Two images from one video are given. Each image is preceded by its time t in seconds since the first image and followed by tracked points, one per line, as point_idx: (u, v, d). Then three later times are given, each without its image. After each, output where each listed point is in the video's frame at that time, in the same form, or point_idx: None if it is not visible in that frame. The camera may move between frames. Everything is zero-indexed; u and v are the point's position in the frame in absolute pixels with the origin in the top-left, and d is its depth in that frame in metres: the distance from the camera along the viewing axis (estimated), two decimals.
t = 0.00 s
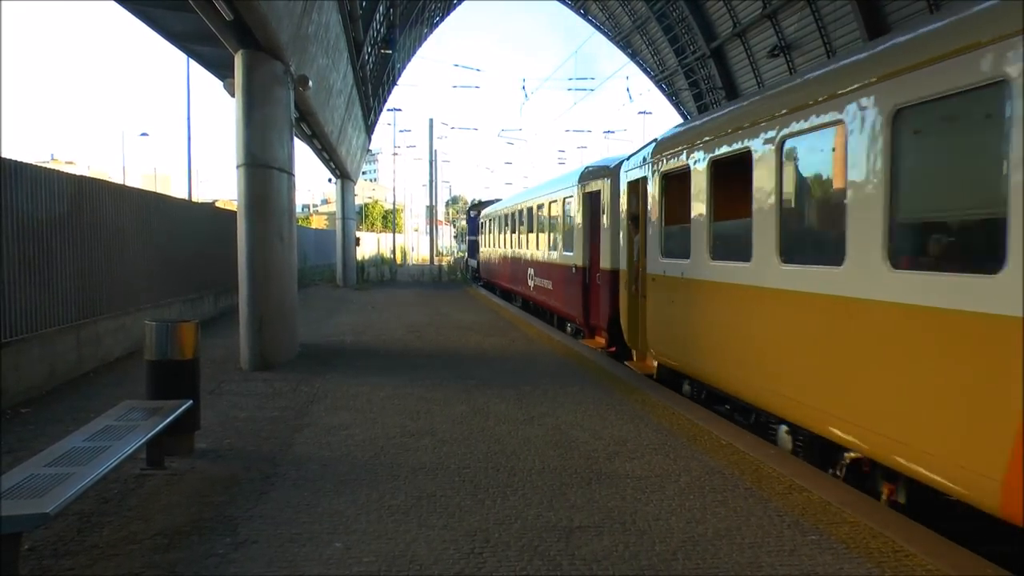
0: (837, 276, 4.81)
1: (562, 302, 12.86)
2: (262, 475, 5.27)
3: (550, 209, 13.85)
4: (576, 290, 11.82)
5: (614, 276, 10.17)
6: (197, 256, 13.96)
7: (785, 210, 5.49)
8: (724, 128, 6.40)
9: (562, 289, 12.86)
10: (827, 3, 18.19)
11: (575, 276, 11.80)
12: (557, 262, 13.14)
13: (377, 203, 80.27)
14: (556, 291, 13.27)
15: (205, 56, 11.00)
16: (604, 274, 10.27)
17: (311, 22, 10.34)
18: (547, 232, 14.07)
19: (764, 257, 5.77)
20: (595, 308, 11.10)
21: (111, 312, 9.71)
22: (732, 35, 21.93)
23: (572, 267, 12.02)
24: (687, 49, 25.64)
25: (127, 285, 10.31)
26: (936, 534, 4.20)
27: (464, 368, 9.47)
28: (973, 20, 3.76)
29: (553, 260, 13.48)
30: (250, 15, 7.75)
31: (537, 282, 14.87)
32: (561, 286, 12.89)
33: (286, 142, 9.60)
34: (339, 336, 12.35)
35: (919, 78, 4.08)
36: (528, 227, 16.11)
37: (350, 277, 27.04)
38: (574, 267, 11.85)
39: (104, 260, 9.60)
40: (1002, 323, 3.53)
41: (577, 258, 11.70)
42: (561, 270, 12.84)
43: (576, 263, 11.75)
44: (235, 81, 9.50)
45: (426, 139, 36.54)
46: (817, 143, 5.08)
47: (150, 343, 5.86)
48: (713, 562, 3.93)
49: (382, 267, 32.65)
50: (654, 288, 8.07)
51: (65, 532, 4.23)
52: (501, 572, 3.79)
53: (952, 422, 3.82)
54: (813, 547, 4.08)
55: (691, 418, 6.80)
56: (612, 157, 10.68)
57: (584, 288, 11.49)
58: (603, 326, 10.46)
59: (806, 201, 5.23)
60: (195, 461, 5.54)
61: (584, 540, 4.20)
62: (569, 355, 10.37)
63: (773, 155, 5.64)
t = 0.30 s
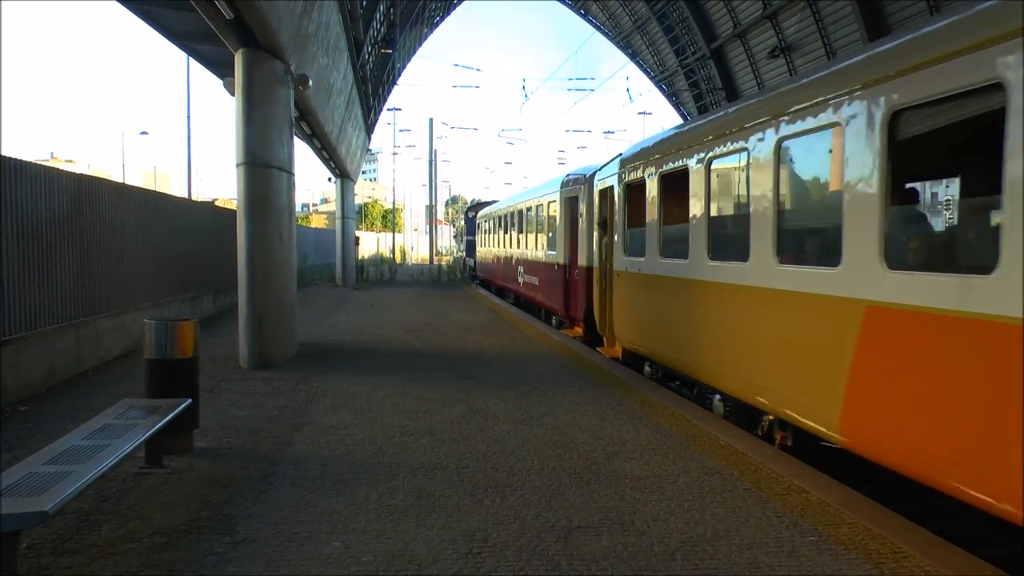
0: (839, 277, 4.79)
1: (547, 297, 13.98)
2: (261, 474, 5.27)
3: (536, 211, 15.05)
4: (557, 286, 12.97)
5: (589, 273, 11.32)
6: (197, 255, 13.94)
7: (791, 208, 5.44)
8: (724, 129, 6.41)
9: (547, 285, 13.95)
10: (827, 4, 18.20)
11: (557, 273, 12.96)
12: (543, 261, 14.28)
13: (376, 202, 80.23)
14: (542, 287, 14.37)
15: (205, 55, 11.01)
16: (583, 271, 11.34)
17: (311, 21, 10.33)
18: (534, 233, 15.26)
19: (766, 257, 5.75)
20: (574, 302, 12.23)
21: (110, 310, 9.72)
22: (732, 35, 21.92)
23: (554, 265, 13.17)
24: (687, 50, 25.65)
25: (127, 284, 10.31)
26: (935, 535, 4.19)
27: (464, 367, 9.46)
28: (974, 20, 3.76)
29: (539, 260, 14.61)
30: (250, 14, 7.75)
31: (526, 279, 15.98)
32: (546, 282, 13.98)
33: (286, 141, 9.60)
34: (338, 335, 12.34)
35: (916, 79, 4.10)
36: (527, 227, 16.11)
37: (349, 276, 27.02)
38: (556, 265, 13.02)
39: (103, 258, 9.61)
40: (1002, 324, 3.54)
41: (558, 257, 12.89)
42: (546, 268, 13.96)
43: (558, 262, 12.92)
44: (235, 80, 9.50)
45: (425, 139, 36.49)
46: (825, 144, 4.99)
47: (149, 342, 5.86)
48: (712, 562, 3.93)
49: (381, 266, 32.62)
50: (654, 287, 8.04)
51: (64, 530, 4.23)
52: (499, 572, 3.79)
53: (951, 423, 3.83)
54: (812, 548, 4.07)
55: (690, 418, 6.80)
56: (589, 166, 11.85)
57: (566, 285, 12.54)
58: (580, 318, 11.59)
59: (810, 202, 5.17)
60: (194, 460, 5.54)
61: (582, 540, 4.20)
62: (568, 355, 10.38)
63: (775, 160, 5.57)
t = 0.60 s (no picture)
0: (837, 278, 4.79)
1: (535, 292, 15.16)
2: (259, 473, 5.26)
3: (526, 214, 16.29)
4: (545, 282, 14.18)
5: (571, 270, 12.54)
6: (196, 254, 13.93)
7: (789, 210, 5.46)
8: (724, 130, 6.41)
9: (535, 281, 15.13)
10: (828, 5, 18.20)
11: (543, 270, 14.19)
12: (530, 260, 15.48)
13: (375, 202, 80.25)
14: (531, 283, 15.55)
15: (206, 53, 11.00)
16: (566, 267, 12.54)
17: (311, 20, 10.33)
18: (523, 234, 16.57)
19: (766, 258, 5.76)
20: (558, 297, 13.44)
21: (109, 309, 9.71)
22: (733, 36, 21.91)
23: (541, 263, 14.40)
24: (688, 50, 25.65)
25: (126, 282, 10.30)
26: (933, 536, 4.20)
27: (463, 367, 9.46)
28: (974, 22, 3.76)
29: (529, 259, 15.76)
30: (251, 13, 7.75)
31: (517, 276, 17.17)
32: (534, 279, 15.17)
33: (286, 140, 9.59)
34: (338, 335, 12.33)
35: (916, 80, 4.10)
36: (527, 228, 16.10)
37: (349, 276, 27.01)
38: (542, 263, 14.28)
39: (103, 257, 9.60)
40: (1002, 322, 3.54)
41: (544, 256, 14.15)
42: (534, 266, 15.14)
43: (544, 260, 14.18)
44: (235, 79, 9.50)
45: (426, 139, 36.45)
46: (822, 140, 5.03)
47: (148, 341, 5.84)
48: (712, 563, 3.93)
49: (381, 266, 32.60)
50: (654, 287, 8.02)
51: (61, 529, 4.22)
52: (497, 572, 3.79)
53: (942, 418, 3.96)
54: (811, 550, 4.07)
55: (689, 418, 6.80)
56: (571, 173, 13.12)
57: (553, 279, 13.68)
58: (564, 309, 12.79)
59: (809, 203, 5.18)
60: (193, 459, 5.54)
61: (581, 541, 4.20)
62: (567, 355, 10.40)
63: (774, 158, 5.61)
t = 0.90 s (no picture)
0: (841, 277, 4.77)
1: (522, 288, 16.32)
2: (258, 473, 5.26)
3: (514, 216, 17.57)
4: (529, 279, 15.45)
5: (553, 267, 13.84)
6: (195, 254, 13.92)
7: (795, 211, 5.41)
8: (724, 130, 6.41)
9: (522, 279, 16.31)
10: (827, 5, 18.20)
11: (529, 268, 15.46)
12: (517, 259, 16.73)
13: (375, 202, 80.22)
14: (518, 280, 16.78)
15: (205, 53, 10.99)
16: (548, 264, 13.86)
17: (311, 20, 10.32)
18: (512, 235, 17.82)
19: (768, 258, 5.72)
20: (541, 292, 14.66)
21: (108, 309, 9.70)
22: (732, 36, 21.91)
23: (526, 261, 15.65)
24: (687, 51, 25.66)
25: (125, 283, 10.29)
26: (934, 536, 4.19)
27: (463, 368, 9.45)
28: (973, 22, 3.77)
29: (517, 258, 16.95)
30: (250, 13, 7.74)
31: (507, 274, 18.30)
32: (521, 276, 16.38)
33: (285, 140, 9.59)
34: (337, 335, 12.32)
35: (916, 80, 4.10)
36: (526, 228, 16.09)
37: (348, 276, 27.02)
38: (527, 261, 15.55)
39: (102, 257, 9.60)
40: (1002, 323, 3.55)
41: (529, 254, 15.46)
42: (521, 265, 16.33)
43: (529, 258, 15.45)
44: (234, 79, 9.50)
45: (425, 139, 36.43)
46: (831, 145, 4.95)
47: (147, 341, 5.84)
48: (711, 563, 3.93)
49: (380, 266, 32.60)
50: (653, 288, 8.01)
51: (61, 529, 4.22)
52: (497, 572, 3.79)
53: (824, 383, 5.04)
54: (810, 550, 4.07)
55: (689, 419, 6.81)
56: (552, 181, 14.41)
57: (538, 277, 14.79)
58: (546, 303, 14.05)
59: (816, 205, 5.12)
60: (192, 459, 5.54)
61: (580, 541, 4.20)
62: (567, 355, 10.41)
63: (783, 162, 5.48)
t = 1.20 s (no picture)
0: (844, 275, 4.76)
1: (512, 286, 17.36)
2: (258, 473, 5.26)
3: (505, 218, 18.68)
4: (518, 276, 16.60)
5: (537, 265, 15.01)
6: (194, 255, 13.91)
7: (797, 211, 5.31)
8: (723, 130, 6.41)
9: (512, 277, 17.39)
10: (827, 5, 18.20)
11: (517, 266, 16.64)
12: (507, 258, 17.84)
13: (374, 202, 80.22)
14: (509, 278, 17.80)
15: (204, 53, 10.98)
16: (534, 262, 15.06)
17: (310, 20, 10.32)
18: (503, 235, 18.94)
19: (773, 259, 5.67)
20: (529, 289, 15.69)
21: (108, 309, 9.70)
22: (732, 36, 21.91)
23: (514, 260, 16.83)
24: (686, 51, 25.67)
25: (124, 283, 10.29)
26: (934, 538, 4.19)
27: (462, 368, 9.45)
28: (972, 22, 3.77)
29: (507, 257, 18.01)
30: (250, 13, 7.74)
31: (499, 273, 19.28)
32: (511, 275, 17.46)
33: (284, 139, 9.59)
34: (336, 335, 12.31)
35: (914, 79, 4.11)
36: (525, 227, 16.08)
37: (348, 276, 27.03)
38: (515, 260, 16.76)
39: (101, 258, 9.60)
40: (1002, 324, 3.54)
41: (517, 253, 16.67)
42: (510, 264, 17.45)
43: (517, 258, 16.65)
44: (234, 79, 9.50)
45: (424, 139, 36.42)
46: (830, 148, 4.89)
47: (146, 341, 5.83)
48: (711, 563, 3.93)
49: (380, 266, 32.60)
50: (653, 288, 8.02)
51: (60, 529, 4.22)
52: (496, 572, 3.79)
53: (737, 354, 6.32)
54: (810, 550, 4.07)
55: (688, 419, 6.80)
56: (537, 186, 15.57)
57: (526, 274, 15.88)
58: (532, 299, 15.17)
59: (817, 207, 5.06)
60: (191, 459, 5.53)
61: (580, 541, 4.20)
62: (567, 355, 10.39)
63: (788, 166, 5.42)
